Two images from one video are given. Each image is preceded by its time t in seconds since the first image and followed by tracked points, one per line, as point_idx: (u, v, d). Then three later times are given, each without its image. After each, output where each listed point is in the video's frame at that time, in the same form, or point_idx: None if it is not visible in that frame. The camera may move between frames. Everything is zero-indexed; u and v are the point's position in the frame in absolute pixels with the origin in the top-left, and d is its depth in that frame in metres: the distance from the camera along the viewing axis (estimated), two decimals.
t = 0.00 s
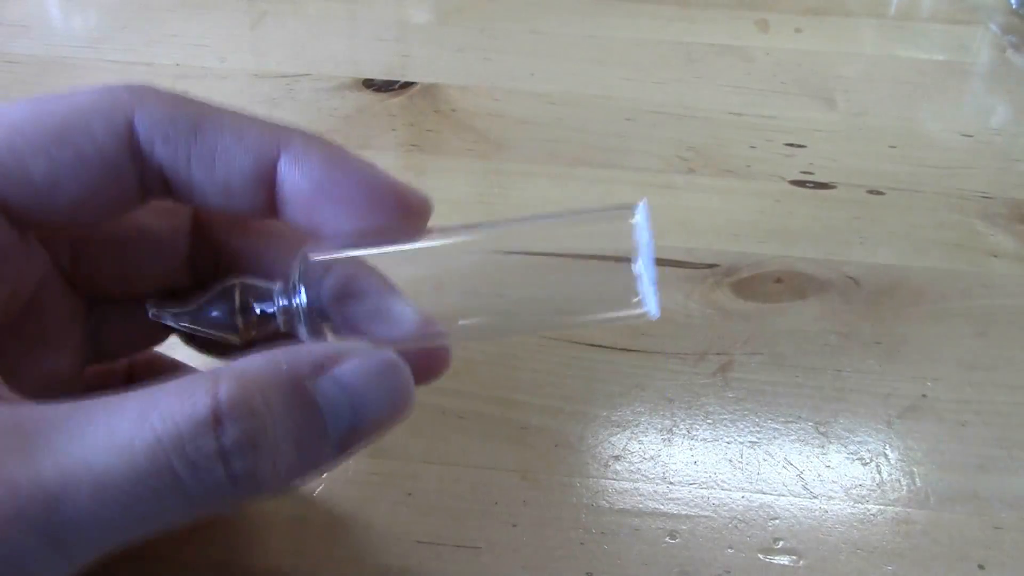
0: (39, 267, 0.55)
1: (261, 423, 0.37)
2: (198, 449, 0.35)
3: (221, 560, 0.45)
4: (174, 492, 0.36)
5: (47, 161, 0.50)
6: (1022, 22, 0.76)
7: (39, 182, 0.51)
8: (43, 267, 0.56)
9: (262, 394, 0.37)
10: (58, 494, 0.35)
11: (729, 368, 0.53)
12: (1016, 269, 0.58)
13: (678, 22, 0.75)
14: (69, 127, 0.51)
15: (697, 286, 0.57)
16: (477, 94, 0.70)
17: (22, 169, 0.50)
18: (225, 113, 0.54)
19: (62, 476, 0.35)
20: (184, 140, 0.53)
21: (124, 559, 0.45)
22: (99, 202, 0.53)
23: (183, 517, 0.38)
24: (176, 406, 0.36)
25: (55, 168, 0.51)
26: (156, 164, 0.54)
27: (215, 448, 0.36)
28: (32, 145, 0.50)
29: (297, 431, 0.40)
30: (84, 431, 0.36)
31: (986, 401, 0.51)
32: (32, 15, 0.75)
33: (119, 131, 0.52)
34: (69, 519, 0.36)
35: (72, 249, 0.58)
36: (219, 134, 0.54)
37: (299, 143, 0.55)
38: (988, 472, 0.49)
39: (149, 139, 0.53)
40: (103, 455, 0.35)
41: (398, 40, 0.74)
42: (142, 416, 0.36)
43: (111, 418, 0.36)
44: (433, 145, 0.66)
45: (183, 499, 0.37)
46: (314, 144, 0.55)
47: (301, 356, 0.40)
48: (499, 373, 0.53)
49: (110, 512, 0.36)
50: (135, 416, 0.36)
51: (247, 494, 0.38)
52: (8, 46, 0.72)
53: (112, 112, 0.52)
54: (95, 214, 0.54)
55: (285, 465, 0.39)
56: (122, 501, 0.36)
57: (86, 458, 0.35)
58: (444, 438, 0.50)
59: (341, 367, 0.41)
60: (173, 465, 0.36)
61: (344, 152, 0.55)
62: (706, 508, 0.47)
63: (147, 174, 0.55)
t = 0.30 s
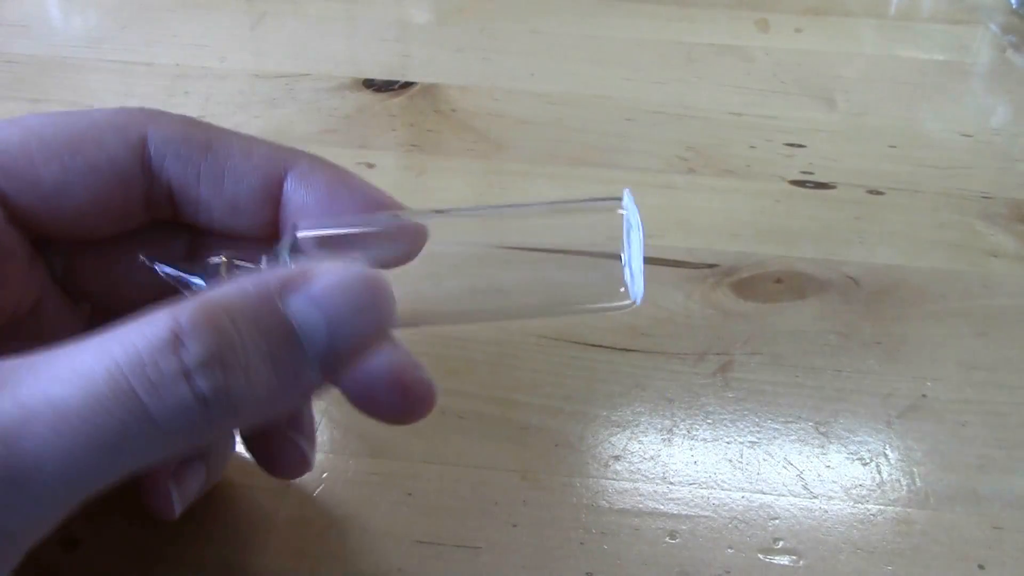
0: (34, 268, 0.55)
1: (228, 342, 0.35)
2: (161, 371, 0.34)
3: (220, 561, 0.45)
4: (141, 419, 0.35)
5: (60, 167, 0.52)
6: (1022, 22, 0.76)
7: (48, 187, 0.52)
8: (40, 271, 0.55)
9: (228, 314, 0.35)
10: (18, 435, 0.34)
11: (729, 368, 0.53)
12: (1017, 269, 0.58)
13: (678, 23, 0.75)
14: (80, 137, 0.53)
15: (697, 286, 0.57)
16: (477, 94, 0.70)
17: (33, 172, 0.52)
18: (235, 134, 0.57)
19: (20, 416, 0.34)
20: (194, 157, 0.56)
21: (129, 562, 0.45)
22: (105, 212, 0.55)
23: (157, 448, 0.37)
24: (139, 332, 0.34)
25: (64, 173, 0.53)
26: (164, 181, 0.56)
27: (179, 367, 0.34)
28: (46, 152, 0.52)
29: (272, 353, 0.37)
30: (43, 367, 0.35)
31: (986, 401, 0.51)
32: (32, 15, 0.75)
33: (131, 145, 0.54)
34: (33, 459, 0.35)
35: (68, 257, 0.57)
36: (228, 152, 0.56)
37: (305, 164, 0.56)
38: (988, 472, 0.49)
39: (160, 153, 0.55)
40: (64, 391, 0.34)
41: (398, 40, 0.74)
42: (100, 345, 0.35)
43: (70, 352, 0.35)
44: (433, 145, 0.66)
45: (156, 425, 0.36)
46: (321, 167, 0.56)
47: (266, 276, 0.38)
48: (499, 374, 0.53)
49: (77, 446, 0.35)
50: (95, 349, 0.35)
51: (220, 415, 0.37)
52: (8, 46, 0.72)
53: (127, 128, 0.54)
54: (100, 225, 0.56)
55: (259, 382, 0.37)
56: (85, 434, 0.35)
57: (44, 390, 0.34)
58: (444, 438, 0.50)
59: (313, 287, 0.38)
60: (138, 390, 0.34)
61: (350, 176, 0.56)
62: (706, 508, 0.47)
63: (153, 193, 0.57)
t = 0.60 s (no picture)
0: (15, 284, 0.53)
1: (194, 304, 0.34)
2: (129, 338, 0.34)
3: (220, 561, 0.45)
4: (115, 390, 0.35)
5: (43, 187, 0.53)
6: (1022, 22, 0.76)
7: (30, 207, 0.53)
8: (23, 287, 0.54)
9: (192, 275, 0.34)
10: None
11: (729, 368, 0.53)
12: (1017, 269, 0.58)
13: (678, 22, 0.75)
14: (65, 160, 0.53)
15: (696, 286, 0.57)
16: (477, 94, 0.70)
17: (14, 192, 0.52)
18: (224, 168, 0.56)
19: None
20: (181, 187, 0.55)
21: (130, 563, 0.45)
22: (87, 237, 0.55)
23: (136, 421, 0.36)
24: (106, 302, 0.34)
25: (46, 194, 0.53)
26: (148, 211, 0.56)
27: (146, 333, 0.34)
28: (32, 174, 0.52)
29: (243, 314, 0.36)
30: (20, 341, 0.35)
31: (986, 401, 0.51)
32: (33, 16, 0.75)
33: (117, 173, 0.54)
34: (14, 430, 0.34)
35: (50, 272, 0.56)
36: (216, 186, 0.55)
37: (293, 199, 0.55)
38: (987, 472, 0.49)
39: (145, 183, 0.55)
40: (38, 362, 0.34)
41: (398, 40, 0.74)
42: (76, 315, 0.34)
43: (45, 326, 0.35)
44: (433, 145, 0.66)
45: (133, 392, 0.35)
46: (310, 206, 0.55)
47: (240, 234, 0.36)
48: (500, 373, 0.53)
49: (54, 419, 0.35)
50: (67, 321, 0.34)
51: (197, 382, 0.36)
52: (8, 46, 0.72)
53: (115, 156, 0.54)
54: (83, 251, 0.56)
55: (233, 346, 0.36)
56: (61, 406, 0.34)
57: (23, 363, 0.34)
58: (444, 438, 0.50)
59: (281, 243, 0.36)
60: (108, 359, 0.34)
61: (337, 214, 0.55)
62: (706, 508, 0.47)
63: (140, 221, 0.57)
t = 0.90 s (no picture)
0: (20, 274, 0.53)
1: (239, 395, 0.35)
2: (174, 423, 0.34)
3: (219, 561, 0.45)
4: (152, 467, 0.35)
5: (44, 177, 0.51)
6: (1022, 22, 0.76)
7: (34, 198, 0.51)
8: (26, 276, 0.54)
9: (238, 367, 0.35)
10: (30, 473, 0.34)
11: (729, 368, 0.53)
12: (1017, 269, 0.58)
13: (678, 22, 0.75)
14: (64, 146, 0.52)
15: (696, 286, 0.57)
16: (477, 94, 0.70)
17: (16, 182, 0.51)
18: (218, 143, 0.55)
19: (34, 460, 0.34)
20: (179, 168, 0.54)
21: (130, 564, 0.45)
22: (89, 220, 0.54)
23: (162, 496, 0.37)
24: (151, 381, 0.34)
25: (50, 183, 0.51)
26: (148, 190, 0.55)
27: (193, 420, 0.35)
28: (31, 162, 0.51)
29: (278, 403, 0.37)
30: (58, 412, 0.35)
31: (987, 401, 0.51)
32: (33, 16, 0.75)
33: (115, 156, 0.53)
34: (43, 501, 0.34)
35: (55, 259, 0.56)
36: (213, 163, 0.54)
37: (292, 175, 0.55)
38: (988, 472, 0.49)
39: (143, 163, 0.54)
40: (78, 437, 0.34)
41: (398, 40, 0.74)
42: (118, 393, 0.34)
43: (84, 399, 0.35)
44: (433, 145, 0.66)
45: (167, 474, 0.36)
46: (307, 178, 0.55)
47: (280, 328, 0.38)
48: (500, 373, 0.53)
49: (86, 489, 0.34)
50: (109, 398, 0.35)
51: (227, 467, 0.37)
52: (8, 47, 0.72)
53: (111, 139, 0.53)
54: (85, 233, 0.55)
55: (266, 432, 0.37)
56: (97, 480, 0.34)
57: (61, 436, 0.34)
58: (444, 438, 0.50)
59: (321, 339, 0.38)
60: (150, 437, 0.34)
61: (335, 187, 0.55)
62: (706, 508, 0.47)
63: (138, 203, 0.55)
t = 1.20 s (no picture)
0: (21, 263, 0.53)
1: (257, 422, 0.35)
2: (194, 446, 0.34)
3: (219, 561, 0.45)
4: (167, 491, 0.34)
5: (43, 168, 0.50)
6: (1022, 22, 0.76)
7: (36, 189, 0.51)
8: (27, 264, 0.54)
9: (258, 394, 0.35)
10: (47, 493, 0.33)
11: (729, 368, 0.53)
12: (1017, 269, 0.58)
13: (678, 23, 0.75)
14: (62, 134, 0.51)
15: (696, 286, 0.57)
16: (477, 94, 0.70)
17: (16, 172, 0.50)
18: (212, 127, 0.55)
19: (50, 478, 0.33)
20: (174, 153, 0.53)
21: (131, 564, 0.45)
22: (91, 208, 0.53)
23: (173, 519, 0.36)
24: (173, 403, 0.34)
25: (49, 174, 0.51)
26: (144, 175, 0.54)
27: (212, 445, 0.34)
28: (29, 151, 0.50)
29: (293, 431, 0.37)
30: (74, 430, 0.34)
31: (987, 401, 0.51)
32: (33, 16, 0.75)
33: (111, 142, 0.52)
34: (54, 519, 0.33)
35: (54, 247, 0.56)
36: (208, 146, 0.54)
37: (284, 157, 0.55)
38: (988, 472, 0.49)
39: (139, 148, 0.53)
40: (96, 456, 0.33)
41: (398, 40, 0.74)
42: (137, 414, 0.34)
43: (101, 416, 0.34)
44: (433, 145, 0.66)
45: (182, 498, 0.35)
46: (301, 161, 0.54)
47: (295, 355, 0.38)
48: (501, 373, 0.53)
49: (102, 510, 0.34)
50: (129, 417, 0.34)
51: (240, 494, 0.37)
52: (8, 47, 0.72)
53: (106, 124, 0.52)
54: (85, 221, 0.54)
55: (280, 462, 0.37)
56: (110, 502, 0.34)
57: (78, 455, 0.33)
58: (444, 438, 0.50)
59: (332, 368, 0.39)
60: (171, 460, 0.34)
61: (330, 171, 0.54)
62: (706, 508, 0.47)
63: (135, 189, 0.55)
